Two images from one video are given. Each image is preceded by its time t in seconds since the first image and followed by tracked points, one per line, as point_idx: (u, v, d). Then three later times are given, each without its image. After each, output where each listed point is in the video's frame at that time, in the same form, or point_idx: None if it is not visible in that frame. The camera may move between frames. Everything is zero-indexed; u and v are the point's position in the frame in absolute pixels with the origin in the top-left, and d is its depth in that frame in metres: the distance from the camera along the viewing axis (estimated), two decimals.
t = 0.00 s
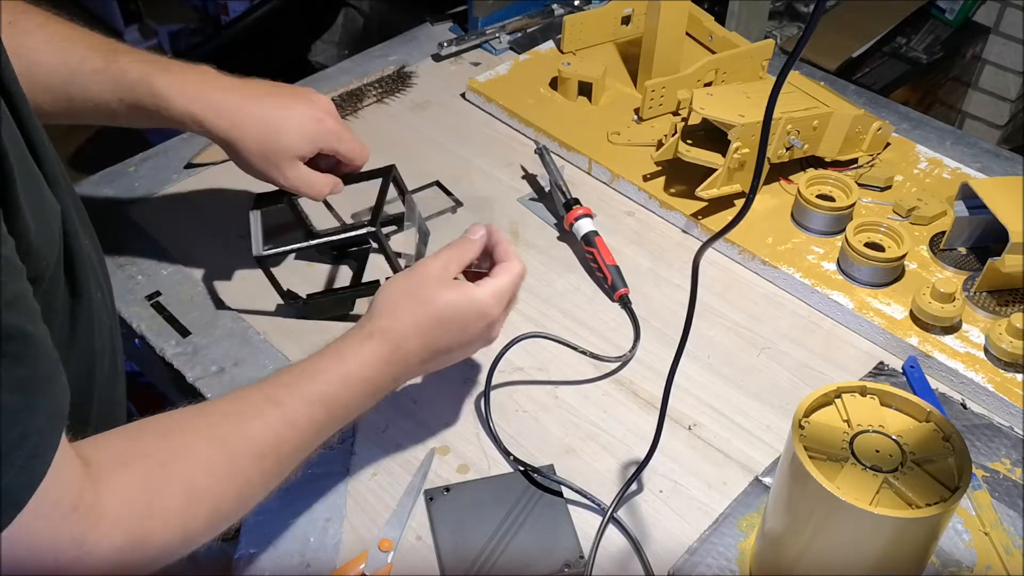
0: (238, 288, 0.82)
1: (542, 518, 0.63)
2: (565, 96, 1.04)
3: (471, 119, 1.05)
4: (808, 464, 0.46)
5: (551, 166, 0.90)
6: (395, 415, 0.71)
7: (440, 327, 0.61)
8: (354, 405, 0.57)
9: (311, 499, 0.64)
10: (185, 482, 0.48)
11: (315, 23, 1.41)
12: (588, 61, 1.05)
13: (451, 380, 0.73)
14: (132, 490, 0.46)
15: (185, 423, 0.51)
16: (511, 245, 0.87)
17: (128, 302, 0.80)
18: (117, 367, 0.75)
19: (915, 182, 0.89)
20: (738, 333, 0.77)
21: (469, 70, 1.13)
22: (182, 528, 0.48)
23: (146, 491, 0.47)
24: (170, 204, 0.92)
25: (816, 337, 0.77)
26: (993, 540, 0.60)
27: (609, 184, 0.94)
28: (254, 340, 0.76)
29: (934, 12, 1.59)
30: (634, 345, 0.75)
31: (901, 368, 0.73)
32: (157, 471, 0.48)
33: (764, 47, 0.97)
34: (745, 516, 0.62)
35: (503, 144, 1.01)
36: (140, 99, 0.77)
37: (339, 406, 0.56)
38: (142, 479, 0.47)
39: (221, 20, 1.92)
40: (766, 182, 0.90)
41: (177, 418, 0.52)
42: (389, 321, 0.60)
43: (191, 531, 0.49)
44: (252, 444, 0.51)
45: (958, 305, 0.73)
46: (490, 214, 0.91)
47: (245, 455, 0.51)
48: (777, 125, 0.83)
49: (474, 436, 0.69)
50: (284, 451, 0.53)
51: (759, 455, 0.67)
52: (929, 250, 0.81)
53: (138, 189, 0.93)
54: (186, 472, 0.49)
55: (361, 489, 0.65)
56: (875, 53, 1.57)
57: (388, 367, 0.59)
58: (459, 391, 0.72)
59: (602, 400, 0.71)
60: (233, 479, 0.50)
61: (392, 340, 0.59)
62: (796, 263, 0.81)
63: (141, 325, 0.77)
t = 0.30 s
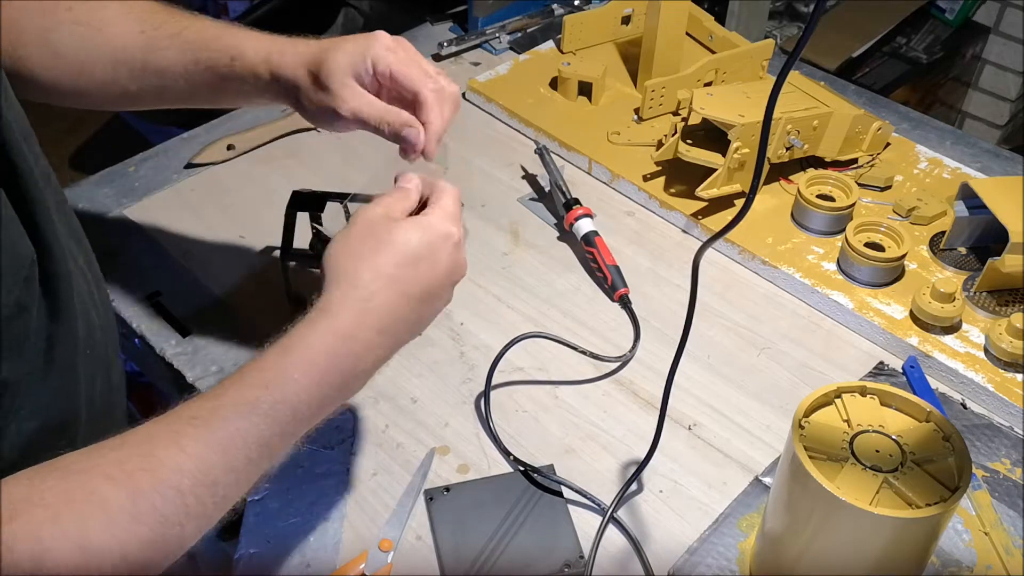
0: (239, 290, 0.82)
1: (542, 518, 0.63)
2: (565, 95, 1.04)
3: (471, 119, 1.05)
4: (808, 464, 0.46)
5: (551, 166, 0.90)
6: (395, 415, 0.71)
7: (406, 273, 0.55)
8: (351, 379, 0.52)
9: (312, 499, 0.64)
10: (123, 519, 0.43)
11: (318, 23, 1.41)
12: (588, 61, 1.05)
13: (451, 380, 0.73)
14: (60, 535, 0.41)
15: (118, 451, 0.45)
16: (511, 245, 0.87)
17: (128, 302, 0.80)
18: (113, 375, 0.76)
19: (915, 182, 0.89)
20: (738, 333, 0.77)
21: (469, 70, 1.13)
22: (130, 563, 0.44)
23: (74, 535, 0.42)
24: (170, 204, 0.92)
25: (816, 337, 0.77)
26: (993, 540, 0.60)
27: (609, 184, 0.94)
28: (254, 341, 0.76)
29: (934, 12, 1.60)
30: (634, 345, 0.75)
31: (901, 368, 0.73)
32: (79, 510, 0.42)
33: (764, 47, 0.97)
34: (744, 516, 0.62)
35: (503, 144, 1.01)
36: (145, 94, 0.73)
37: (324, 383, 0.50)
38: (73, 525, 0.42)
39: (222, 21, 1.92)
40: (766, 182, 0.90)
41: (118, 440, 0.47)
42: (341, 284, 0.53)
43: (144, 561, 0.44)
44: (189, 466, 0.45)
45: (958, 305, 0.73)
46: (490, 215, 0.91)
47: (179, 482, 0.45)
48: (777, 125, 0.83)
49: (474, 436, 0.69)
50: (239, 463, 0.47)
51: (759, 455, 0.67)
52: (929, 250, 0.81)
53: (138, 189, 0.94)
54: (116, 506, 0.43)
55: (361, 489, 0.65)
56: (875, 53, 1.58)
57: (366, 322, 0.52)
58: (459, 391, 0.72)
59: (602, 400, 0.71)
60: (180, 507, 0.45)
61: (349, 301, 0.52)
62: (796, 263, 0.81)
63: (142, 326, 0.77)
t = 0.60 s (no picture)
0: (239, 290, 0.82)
1: (542, 519, 0.63)
2: (565, 95, 1.04)
3: (471, 119, 1.05)
4: (808, 464, 0.46)
5: (551, 166, 0.90)
6: (395, 415, 0.71)
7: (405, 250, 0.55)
8: (357, 339, 0.53)
9: (312, 499, 0.64)
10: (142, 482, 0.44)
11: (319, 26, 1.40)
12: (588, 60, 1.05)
13: (451, 380, 0.73)
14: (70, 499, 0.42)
15: (132, 421, 0.46)
16: (511, 245, 0.87)
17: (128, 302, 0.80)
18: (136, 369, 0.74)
19: (915, 182, 0.89)
20: (738, 333, 0.77)
21: (469, 70, 1.13)
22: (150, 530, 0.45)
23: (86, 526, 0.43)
24: (170, 204, 0.92)
25: (816, 338, 0.77)
26: (993, 540, 0.60)
27: (609, 184, 0.94)
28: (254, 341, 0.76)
29: (934, 12, 1.60)
30: (634, 345, 0.75)
31: (901, 368, 0.73)
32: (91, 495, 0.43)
33: (764, 47, 0.97)
34: (745, 516, 0.62)
35: (503, 144, 1.01)
36: (146, 84, 0.74)
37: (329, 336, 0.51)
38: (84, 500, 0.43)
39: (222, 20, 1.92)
40: (766, 182, 0.90)
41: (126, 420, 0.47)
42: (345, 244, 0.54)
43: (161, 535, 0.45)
44: (199, 437, 0.46)
45: (958, 305, 0.73)
46: (489, 215, 0.91)
47: (188, 450, 0.45)
48: (777, 124, 0.83)
49: (474, 436, 0.69)
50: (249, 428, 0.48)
51: (759, 455, 0.67)
52: (929, 250, 0.81)
53: (138, 190, 0.94)
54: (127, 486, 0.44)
55: (361, 489, 0.65)
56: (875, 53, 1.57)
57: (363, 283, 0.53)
58: (459, 391, 0.72)
59: (602, 400, 0.71)
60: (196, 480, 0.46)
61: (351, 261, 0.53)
62: (796, 263, 0.81)
63: (142, 325, 0.77)
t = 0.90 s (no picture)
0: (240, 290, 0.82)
1: (542, 518, 0.63)
2: (565, 95, 1.04)
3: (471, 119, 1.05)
4: (809, 464, 0.46)
5: (551, 166, 0.90)
6: (395, 415, 0.71)
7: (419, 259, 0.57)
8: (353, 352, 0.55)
9: (312, 499, 0.64)
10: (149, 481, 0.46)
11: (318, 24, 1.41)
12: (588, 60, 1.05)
13: (451, 380, 0.73)
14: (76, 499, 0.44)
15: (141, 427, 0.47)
16: (511, 245, 0.87)
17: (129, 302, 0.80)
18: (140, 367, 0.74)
19: (915, 182, 0.89)
20: (738, 333, 0.77)
21: (469, 70, 1.13)
22: (158, 528, 0.46)
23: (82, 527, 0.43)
24: (170, 204, 0.92)
25: (816, 337, 0.77)
26: (993, 540, 0.60)
27: (609, 184, 0.94)
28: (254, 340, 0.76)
29: (934, 12, 1.60)
30: (634, 345, 0.75)
31: (901, 368, 0.73)
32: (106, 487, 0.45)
33: (764, 46, 0.97)
34: (744, 516, 0.62)
35: (502, 144, 1.01)
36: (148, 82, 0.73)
37: (346, 331, 0.53)
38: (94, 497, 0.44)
39: (221, 20, 1.91)
40: (766, 182, 0.90)
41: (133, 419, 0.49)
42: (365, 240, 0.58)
43: (169, 531, 0.46)
44: (213, 443, 0.48)
45: (958, 305, 0.73)
46: (490, 215, 0.91)
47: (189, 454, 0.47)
48: (777, 125, 0.83)
49: (474, 436, 0.69)
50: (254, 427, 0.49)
51: (759, 455, 0.67)
52: (928, 250, 0.81)
53: (138, 190, 0.93)
54: (142, 480, 0.45)
55: (361, 488, 0.65)
56: (875, 53, 1.59)
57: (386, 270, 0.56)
58: (459, 391, 0.72)
59: (602, 400, 0.71)
60: (205, 477, 0.47)
61: (373, 252, 0.56)
62: (796, 263, 0.81)
63: (142, 325, 0.77)
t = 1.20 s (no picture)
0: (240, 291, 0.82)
1: (542, 518, 0.63)
2: (565, 95, 1.04)
3: (471, 119, 1.05)
4: (808, 464, 0.46)
5: (551, 166, 0.90)
6: (395, 414, 0.71)
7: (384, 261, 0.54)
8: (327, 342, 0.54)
9: (312, 499, 0.64)
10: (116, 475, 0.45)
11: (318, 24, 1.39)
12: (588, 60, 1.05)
13: (452, 380, 0.73)
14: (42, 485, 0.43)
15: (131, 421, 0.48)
16: (511, 245, 0.87)
17: (129, 302, 0.80)
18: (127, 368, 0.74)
19: (915, 181, 0.89)
20: (738, 333, 0.77)
21: (469, 70, 1.13)
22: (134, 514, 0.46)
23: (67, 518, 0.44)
24: (170, 204, 0.92)
25: (816, 337, 0.77)
26: (993, 540, 0.60)
27: (609, 184, 0.94)
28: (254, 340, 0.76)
29: (934, 12, 1.60)
30: (634, 345, 0.75)
31: (901, 368, 0.73)
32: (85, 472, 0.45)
33: (764, 46, 0.97)
34: (744, 516, 0.62)
35: (502, 144, 1.01)
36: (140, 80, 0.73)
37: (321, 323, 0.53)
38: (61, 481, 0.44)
39: (221, 20, 1.91)
40: (766, 182, 0.90)
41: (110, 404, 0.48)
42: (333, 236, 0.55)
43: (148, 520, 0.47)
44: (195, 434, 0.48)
45: (958, 305, 0.73)
46: (490, 215, 0.91)
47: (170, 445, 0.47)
48: (777, 125, 0.83)
49: (474, 436, 0.69)
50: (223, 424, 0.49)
51: (758, 455, 0.67)
52: (929, 250, 0.81)
53: (138, 190, 0.93)
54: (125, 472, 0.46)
55: (361, 488, 0.65)
56: (875, 53, 1.57)
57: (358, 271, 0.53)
58: (459, 391, 0.72)
59: (602, 400, 0.71)
60: (177, 470, 0.47)
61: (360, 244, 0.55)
62: (796, 263, 0.81)
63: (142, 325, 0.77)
